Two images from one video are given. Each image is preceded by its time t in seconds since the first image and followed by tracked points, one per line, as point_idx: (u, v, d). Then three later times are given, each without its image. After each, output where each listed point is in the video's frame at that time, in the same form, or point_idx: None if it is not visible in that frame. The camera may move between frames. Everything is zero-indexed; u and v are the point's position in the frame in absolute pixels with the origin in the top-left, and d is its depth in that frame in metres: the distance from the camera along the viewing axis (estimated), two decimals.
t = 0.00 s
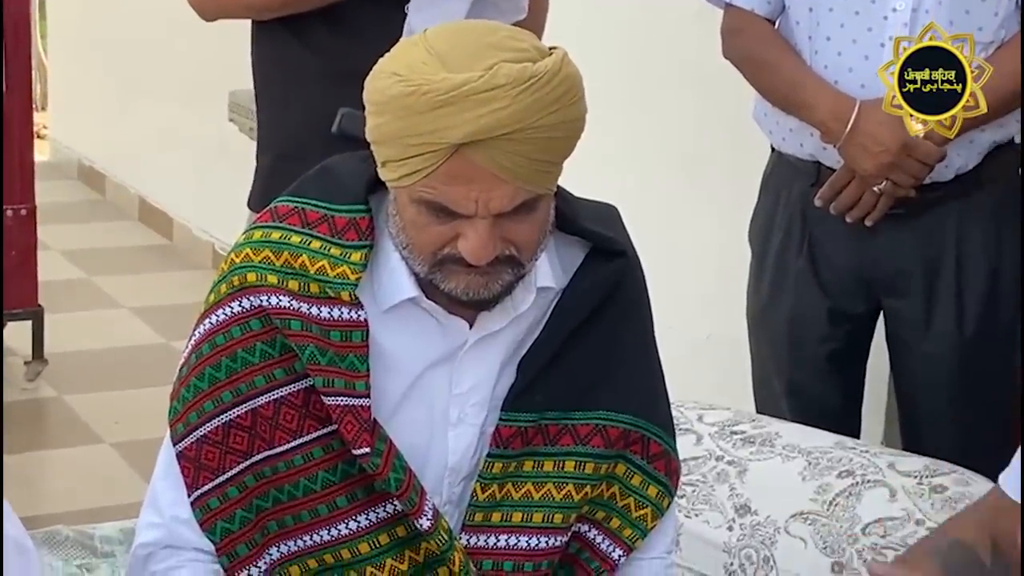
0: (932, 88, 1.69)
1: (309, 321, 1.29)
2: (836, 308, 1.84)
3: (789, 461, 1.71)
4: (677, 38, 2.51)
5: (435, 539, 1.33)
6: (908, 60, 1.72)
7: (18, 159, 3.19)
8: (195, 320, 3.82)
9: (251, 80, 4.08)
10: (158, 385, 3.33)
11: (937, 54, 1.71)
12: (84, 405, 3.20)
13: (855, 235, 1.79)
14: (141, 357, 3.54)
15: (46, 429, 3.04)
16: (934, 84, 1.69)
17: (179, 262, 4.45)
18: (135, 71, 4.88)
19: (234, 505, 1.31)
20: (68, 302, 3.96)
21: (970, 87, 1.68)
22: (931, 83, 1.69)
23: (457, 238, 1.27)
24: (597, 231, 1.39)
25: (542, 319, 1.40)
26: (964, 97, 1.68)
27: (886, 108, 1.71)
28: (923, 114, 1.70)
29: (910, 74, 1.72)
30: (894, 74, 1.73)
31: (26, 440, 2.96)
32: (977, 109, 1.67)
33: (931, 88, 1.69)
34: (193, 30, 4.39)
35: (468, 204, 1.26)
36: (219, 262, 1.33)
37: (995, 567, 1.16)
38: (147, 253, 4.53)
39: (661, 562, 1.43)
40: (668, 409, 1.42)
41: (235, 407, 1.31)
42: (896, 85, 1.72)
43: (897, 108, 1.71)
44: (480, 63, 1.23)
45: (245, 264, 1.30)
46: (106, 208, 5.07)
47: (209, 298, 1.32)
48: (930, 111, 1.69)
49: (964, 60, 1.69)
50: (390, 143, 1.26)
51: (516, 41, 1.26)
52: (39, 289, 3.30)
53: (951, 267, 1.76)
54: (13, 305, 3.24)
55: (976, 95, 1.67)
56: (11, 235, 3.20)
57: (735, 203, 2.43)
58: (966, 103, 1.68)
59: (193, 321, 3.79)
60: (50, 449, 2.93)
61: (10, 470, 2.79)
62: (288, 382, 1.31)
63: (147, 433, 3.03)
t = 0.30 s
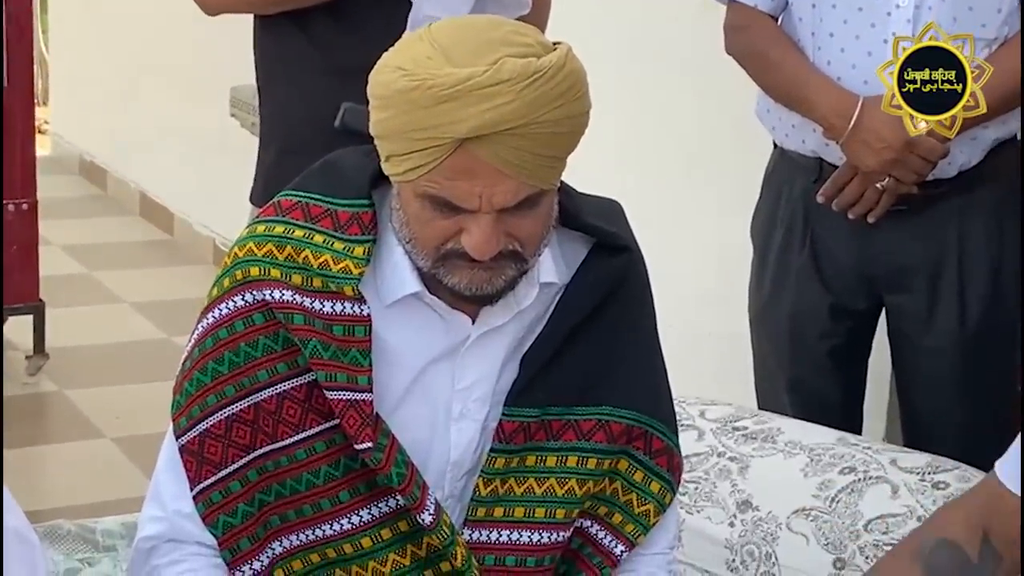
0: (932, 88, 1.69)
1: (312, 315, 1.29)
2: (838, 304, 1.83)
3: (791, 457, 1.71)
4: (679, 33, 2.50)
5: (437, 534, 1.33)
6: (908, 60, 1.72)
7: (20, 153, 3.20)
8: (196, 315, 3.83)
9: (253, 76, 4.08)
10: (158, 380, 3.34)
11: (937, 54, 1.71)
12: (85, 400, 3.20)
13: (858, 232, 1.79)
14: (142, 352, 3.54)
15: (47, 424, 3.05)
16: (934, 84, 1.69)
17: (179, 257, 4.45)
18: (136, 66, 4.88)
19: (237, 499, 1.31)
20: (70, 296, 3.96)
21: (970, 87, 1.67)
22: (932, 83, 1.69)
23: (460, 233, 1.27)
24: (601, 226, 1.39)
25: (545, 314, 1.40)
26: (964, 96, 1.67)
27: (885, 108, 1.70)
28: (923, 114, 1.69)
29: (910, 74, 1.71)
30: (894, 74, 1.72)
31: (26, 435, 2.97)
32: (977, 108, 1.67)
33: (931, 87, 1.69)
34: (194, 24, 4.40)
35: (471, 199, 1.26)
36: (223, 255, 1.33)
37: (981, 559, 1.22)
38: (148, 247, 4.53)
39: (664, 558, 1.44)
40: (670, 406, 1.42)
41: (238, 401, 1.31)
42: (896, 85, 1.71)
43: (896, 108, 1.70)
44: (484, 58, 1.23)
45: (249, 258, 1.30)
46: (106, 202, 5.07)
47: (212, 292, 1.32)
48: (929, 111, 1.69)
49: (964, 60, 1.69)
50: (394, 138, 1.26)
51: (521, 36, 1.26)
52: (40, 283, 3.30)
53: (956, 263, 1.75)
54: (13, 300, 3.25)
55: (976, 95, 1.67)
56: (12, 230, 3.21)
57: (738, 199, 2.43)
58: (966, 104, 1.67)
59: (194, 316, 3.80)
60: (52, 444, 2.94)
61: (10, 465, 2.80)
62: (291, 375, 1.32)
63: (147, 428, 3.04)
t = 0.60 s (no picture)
0: (932, 88, 1.69)
1: (315, 311, 1.29)
2: (840, 301, 1.83)
3: (793, 455, 1.70)
4: (682, 29, 2.50)
5: (439, 530, 1.33)
6: (908, 60, 1.72)
7: (20, 149, 3.20)
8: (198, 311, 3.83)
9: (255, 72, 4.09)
10: (158, 376, 3.34)
11: (938, 53, 1.71)
12: (85, 395, 3.21)
13: (862, 229, 1.78)
14: (142, 348, 3.55)
15: (46, 419, 3.05)
16: (934, 84, 1.69)
17: (181, 253, 4.46)
18: (139, 62, 4.89)
19: (239, 495, 1.31)
20: (73, 292, 3.97)
21: (970, 86, 1.67)
22: (931, 83, 1.69)
23: (463, 229, 1.27)
24: (603, 224, 1.39)
25: (547, 312, 1.40)
26: (964, 96, 1.67)
27: (885, 108, 1.70)
28: (923, 114, 1.69)
29: (910, 73, 1.71)
30: (893, 74, 1.72)
31: (26, 431, 2.98)
32: (977, 108, 1.67)
33: (931, 87, 1.69)
34: (197, 21, 4.40)
35: (474, 195, 1.26)
36: (226, 250, 1.33)
37: (972, 566, 1.18)
38: (151, 243, 4.55)
39: (665, 555, 1.43)
40: (672, 403, 1.42)
41: (241, 397, 1.31)
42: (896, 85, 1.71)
43: (896, 108, 1.70)
44: (488, 55, 1.23)
45: (251, 254, 1.30)
46: (107, 199, 5.08)
47: (214, 288, 1.32)
48: (927, 111, 1.69)
49: (964, 59, 1.69)
50: (397, 134, 1.26)
51: (525, 32, 1.27)
52: (39, 279, 3.31)
53: (961, 260, 1.74)
54: (13, 296, 3.26)
55: (976, 95, 1.67)
56: (13, 226, 3.22)
57: (740, 197, 2.43)
58: (966, 104, 1.67)
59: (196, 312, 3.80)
60: (52, 439, 2.95)
61: (9, 460, 2.81)
62: (293, 372, 1.32)
63: (147, 424, 3.05)
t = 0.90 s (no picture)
0: (932, 87, 1.69)
1: (315, 307, 1.29)
2: (842, 298, 1.83)
3: (793, 452, 1.70)
4: (684, 27, 2.50)
5: (440, 527, 1.33)
6: (908, 60, 1.72)
7: (22, 144, 3.19)
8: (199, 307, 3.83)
9: (256, 68, 4.08)
10: (158, 372, 3.35)
11: (938, 53, 1.70)
12: (85, 390, 3.21)
13: (863, 227, 1.78)
14: (142, 343, 3.55)
15: (46, 414, 3.05)
16: (934, 84, 1.68)
17: (182, 249, 4.46)
18: (141, 57, 4.89)
19: (239, 490, 1.31)
20: (73, 287, 3.97)
21: (970, 86, 1.67)
22: (931, 83, 1.69)
23: (464, 226, 1.27)
24: (605, 220, 1.39)
25: (548, 308, 1.40)
26: (964, 96, 1.67)
27: (885, 108, 1.70)
28: (923, 114, 1.69)
29: (910, 73, 1.71)
30: (893, 74, 1.72)
31: (26, 425, 2.98)
32: (977, 109, 1.67)
33: (931, 88, 1.69)
34: (199, 16, 4.40)
35: (476, 190, 1.26)
36: (226, 246, 1.33)
37: (968, 565, 1.16)
38: (152, 239, 4.55)
39: (665, 552, 1.43)
40: (673, 399, 1.42)
41: (242, 393, 1.31)
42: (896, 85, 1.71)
43: (896, 108, 1.70)
44: (490, 50, 1.23)
45: (253, 250, 1.30)
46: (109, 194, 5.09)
47: (215, 283, 1.32)
48: (927, 111, 1.69)
49: (964, 59, 1.69)
50: (400, 129, 1.26)
51: (527, 29, 1.26)
52: (40, 273, 3.31)
53: (962, 259, 1.74)
54: (14, 291, 3.26)
55: (976, 95, 1.67)
56: (14, 221, 3.21)
57: (741, 195, 2.43)
58: (966, 104, 1.67)
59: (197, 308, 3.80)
60: (53, 434, 2.95)
61: (10, 454, 2.81)
62: (293, 367, 1.32)
63: (147, 419, 3.05)
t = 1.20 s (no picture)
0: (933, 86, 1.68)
1: (318, 302, 1.29)
2: (844, 294, 1.83)
3: (794, 448, 1.71)
4: (686, 22, 2.49)
5: (442, 522, 1.33)
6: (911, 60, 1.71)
7: (24, 140, 3.19)
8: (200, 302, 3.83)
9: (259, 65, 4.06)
10: (159, 366, 3.34)
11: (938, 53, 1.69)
12: (87, 385, 3.21)
13: (865, 222, 1.78)
14: (143, 338, 3.55)
15: (47, 408, 3.06)
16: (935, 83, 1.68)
17: (183, 243, 4.46)
18: (144, 51, 4.88)
19: (241, 486, 1.31)
20: (75, 282, 3.98)
21: (969, 86, 1.67)
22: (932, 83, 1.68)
23: (467, 220, 1.27)
24: (607, 215, 1.39)
25: (550, 304, 1.40)
26: (963, 96, 1.67)
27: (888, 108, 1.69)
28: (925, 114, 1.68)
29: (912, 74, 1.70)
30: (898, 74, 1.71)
31: (26, 420, 2.98)
32: (977, 108, 1.66)
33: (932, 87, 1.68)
34: (200, 10, 4.39)
35: (478, 184, 1.26)
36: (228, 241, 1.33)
37: (970, 563, 1.15)
38: (155, 233, 4.55)
39: (667, 548, 1.43)
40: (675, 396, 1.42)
41: (243, 388, 1.31)
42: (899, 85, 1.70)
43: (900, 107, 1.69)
44: (493, 44, 1.23)
45: (255, 244, 1.30)
46: (112, 188, 5.08)
47: (216, 279, 1.32)
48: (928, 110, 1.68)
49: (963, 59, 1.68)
50: (402, 124, 1.26)
51: (530, 23, 1.27)
52: (43, 268, 3.31)
53: (964, 255, 1.74)
54: (16, 286, 3.27)
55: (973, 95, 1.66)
56: (15, 217, 3.21)
57: (743, 191, 2.42)
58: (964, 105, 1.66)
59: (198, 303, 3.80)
60: (54, 429, 2.95)
61: (10, 449, 2.81)
62: (295, 363, 1.32)
63: (149, 414, 3.05)
